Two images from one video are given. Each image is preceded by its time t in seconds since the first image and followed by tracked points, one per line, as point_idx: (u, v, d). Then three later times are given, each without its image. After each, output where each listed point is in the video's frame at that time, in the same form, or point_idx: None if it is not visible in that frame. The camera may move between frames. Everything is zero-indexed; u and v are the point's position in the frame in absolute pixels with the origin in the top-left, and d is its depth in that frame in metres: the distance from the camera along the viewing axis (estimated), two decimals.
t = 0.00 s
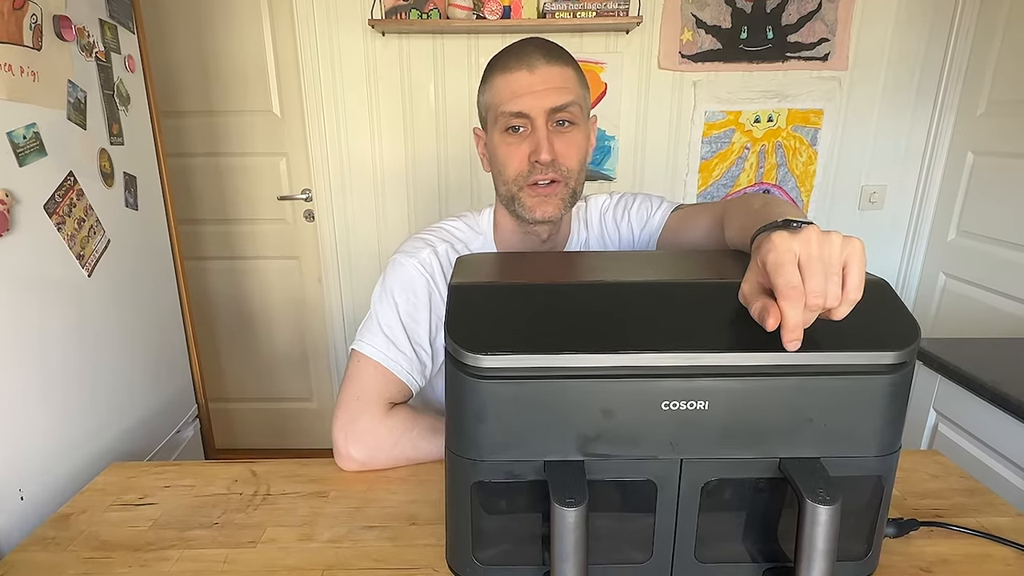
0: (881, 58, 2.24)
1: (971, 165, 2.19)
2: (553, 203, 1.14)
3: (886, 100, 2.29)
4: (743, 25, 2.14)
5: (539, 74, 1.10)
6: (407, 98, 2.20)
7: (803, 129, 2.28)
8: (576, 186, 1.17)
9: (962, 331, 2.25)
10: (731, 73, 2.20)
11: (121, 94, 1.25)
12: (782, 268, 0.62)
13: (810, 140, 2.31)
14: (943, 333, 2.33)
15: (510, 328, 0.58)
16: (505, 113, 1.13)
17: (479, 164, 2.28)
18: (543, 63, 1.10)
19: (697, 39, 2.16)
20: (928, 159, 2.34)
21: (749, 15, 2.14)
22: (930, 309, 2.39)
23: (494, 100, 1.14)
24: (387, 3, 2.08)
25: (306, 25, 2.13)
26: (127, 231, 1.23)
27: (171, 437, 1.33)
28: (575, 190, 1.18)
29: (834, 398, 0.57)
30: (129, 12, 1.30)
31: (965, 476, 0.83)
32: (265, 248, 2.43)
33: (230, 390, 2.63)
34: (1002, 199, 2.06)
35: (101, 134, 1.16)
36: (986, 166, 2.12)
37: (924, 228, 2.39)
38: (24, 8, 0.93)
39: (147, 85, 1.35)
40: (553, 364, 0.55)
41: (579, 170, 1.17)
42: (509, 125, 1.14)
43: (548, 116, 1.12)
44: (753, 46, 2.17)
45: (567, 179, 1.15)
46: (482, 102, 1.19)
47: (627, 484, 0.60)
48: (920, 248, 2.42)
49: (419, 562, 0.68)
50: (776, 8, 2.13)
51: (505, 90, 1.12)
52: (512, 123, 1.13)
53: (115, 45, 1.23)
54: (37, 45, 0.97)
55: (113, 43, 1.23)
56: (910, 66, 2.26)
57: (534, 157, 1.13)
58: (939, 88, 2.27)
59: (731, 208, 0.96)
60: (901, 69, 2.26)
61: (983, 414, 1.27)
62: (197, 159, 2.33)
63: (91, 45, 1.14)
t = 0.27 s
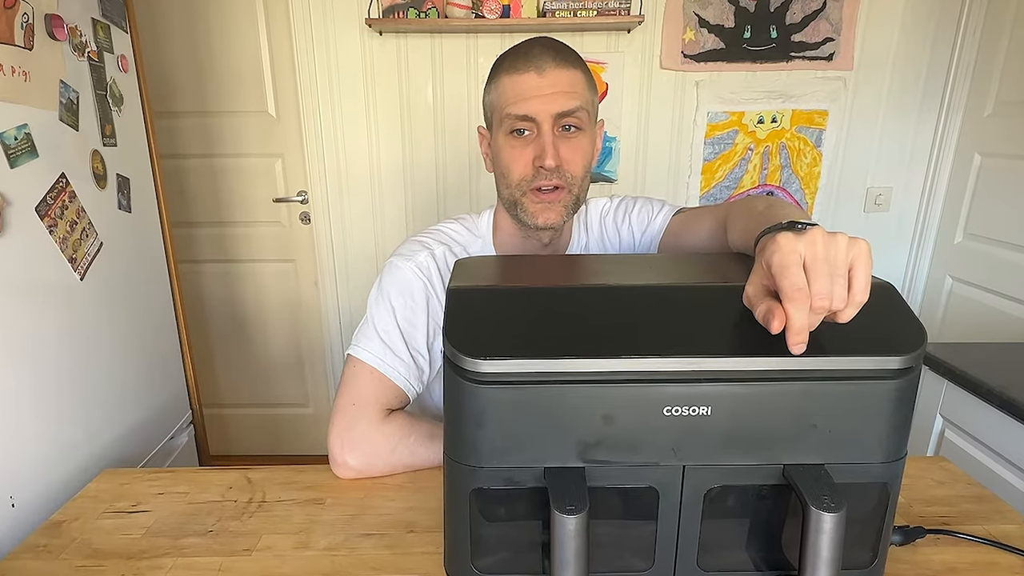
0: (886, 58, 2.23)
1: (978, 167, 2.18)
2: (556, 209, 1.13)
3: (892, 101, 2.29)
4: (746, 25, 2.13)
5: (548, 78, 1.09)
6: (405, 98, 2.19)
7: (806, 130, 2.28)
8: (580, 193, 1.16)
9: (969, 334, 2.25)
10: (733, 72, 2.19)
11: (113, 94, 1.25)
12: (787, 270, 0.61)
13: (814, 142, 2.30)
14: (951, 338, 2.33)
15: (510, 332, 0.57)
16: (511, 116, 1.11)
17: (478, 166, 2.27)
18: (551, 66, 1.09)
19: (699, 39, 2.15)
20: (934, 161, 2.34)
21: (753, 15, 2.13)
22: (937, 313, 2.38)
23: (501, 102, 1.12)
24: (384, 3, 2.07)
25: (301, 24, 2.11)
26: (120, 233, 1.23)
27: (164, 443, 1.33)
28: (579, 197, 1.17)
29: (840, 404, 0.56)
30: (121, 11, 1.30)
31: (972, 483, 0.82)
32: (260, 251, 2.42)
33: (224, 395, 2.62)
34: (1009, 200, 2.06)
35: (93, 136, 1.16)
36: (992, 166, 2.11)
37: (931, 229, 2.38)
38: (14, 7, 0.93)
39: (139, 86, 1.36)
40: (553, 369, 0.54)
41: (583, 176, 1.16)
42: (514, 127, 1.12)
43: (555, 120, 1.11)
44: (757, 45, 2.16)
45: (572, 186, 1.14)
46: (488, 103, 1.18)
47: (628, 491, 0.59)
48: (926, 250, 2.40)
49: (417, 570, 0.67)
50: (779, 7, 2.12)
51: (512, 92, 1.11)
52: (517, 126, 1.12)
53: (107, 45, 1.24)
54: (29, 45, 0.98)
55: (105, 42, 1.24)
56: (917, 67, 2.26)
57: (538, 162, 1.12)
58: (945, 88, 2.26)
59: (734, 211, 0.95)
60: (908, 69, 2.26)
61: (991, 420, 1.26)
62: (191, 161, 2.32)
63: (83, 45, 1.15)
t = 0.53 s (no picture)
0: (892, 58, 2.22)
1: (986, 168, 2.17)
2: (560, 213, 1.12)
3: (898, 102, 2.27)
4: (750, 24, 2.12)
5: (557, 80, 1.08)
6: (403, 98, 2.17)
7: (811, 131, 2.26)
8: (586, 199, 1.15)
9: (976, 338, 2.23)
10: (735, 73, 2.18)
11: (107, 94, 1.26)
12: (789, 275, 0.61)
13: (819, 143, 2.29)
14: (957, 342, 2.31)
15: (510, 336, 0.56)
16: (518, 118, 1.10)
17: (476, 168, 2.26)
18: (561, 69, 1.08)
19: (701, 38, 2.13)
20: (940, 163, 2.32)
21: (756, 14, 2.12)
22: (943, 317, 2.36)
23: (508, 104, 1.11)
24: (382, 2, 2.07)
25: (298, 25, 2.11)
26: (111, 234, 1.24)
27: (159, 450, 1.34)
28: (585, 202, 1.16)
29: (844, 409, 0.55)
30: (115, 9, 1.31)
31: (979, 490, 0.81)
32: (256, 254, 2.41)
33: (219, 401, 2.61)
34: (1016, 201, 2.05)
35: (86, 137, 1.17)
36: (1001, 168, 2.10)
37: (938, 229, 2.36)
38: (5, 6, 0.94)
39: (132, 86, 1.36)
40: (554, 374, 0.53)
41: (591, 181, 1.15)
42: (521, 130, 1.11)
43: (563, 123, 1.10)
44: (761, 45, 2.15)
45: (577, 191, 1.13)
46: (494, 103, 1.16)
47: (629, 498, 0.58)
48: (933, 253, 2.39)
49: None
50: (783, 6, 2.11)
51: (519, 94, 1.09)
52: (524, 128, 1.11)
53: (100, 44, 1.25)
54: (20, 44, 0.98)
55: (99, 42, 1.24)
56: (923, 67, 2.25)
57: (544, 166, 1.11)
58: (952, 87, 2.25)
59: (738, 214, 0.95)
60: (915, 70, 2.25)
61: (1000, 425, 1.25)
62: (186, 162, 2.32)
63: (76, 44, 1.15)
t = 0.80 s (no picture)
0: (898, 58, 2.20)
1: (994, 170, 2.15)
2: (565, 214, 1.11)
3: (903, 102, 2.26)
4: (753, 23, 2.11)
5: (563, 79, 1.08)
6: (401, 98, 2.17)
7: (815, 132, 2.25)
8: (591, 200, 1.14)
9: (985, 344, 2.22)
10: (738, 73, 2.16)
11: (99, 94, 1.26)
12: (789, 278, 0.60)
13: (823, 144, 2.27)
14: (965, 346, 2.31)
15: (509, 340, 0.55)
16: (523, 117, 1.10)
17: (475, 170, 2.26)
18: (567, 68, 1.07)
19: (704, 37, 2.12)
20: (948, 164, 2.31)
21: (761, 13, 2.10)
22: (950, 322, 2.36)
23: (513, 103, 1.11)
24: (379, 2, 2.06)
25: (294, 26, 2.11)
26: (104, 236, 1.23)
27: (152, 456, 1.35)
28: (590, 204, 1.15)
29: (850, 414, 0.54)
30: (107, 8, 1.31)
31: (986, 497, 0.80)
32: (251, 257, 2.40)
33: (214, 406, 2.60)
34: None
35: (79, 138, 1.17)
36: (1009, 170, 2.09)
37: (946, 228, 2.34)
38: None
39: (125, 86, 1.36)
40: (554, 379, 0.52)
41: (596, 182, 1.14)
42: (526, 129, 1.11)
43: (568, 123, 1.09)
44: (764, 44, 2.13)
45: (582, 192, 1.12)
46: (499, 103, 1.16)
47: (630, 505, 0.57)
48: (940, 254, 2.38)
49: None
50: (788, 5, 2.09)
51: (525, 93, 1.09)
52: (529, 127, 1.11)
53: (93, 43, 1.25)
54: (11, 44, 0.99)
55: (91, 41, 1.24)
56: (929, 67, 2.23)
57: (549, 166, 1.10)
58: (959, 87, 2.23)
59: (743, 216, 0.94)
60: (922, 70, 2.23)
61: (1007, 431, 1.24)
62: (179, 164, 2.30)
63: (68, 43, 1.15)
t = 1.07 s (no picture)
0: (903, 58, 2.18)
1: (1001, 171, 2.13)
2: (554, 222, 1.11)
3: (909, 102, 2.24)
4: (757, 23, 2.09)
5: (544, 85, 1.06)
6: (398, 98, 2.15)
7: (820, 133, 2.23)
8: (581, 205, 1.13)
9: (992, 349, 2.20)
10: (741, 73, 2.15)
11: (92, 95, 1.25)
12: (793, 283, 0.59)
13: (828, 145, 2.25)
14: (970, 350, 2.28)
15: (508, 345, 0.54)
16: (506, 127, 1.09)
17: (474, 172, 2.25)
18: (548, 74, 1.06)
19: (706, 37, 2.10)
20: (954, 165, 2.29)
21: (764, 12, 2.09)
22: (957, 325, 2.33)
23: (495, 112, 1.10)
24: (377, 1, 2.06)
25: (290, 26, 2.10)
26: (96, 238, 1.23)
27: (144, 461, 1.34)
28: (581, 209, 1.14)
29: (855, 419, 0.53)
30: (101, 8, 1.30)
31: (994, 504, 0.79)
32: (246, 259, 2.39)
33: (209, 412, 2.59)
34: None
35: (71, 140, 1.17)
36: (1014, 171, 2.07)
37: (953, 228, 2.32)
38: None
39: (117, 87, 1.35)
40: (554, 384, 0.52)
41: (585, 186, 1.12)
42: (510, 139, 1.10)
43: (552, 130, 1.08)
44: (767, 43, 2.12)
45: (571, 198, 1.11)
46: (482, 110, 1.14)
47: (632, 512, 0.56)
48: (947, 252, 2.35)
49: None
50: (792, 4, 2.08)
51: (506, 102, 1.08)
52: (513, 136, 1.09)
53: (86, 43, 1.24)
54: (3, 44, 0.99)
55: (85, 40, 1.24)
56: (935, 67, 2.21)
57: (535, 175, 1.09)
58: (966, 86, 2.21)
59: (745, 218, 0.93)
60: (927, 70, 2.21)
61: (1016, 438, 1.23)
62: (174, 165, 2.30)
63: (60, 43, 1.15)
